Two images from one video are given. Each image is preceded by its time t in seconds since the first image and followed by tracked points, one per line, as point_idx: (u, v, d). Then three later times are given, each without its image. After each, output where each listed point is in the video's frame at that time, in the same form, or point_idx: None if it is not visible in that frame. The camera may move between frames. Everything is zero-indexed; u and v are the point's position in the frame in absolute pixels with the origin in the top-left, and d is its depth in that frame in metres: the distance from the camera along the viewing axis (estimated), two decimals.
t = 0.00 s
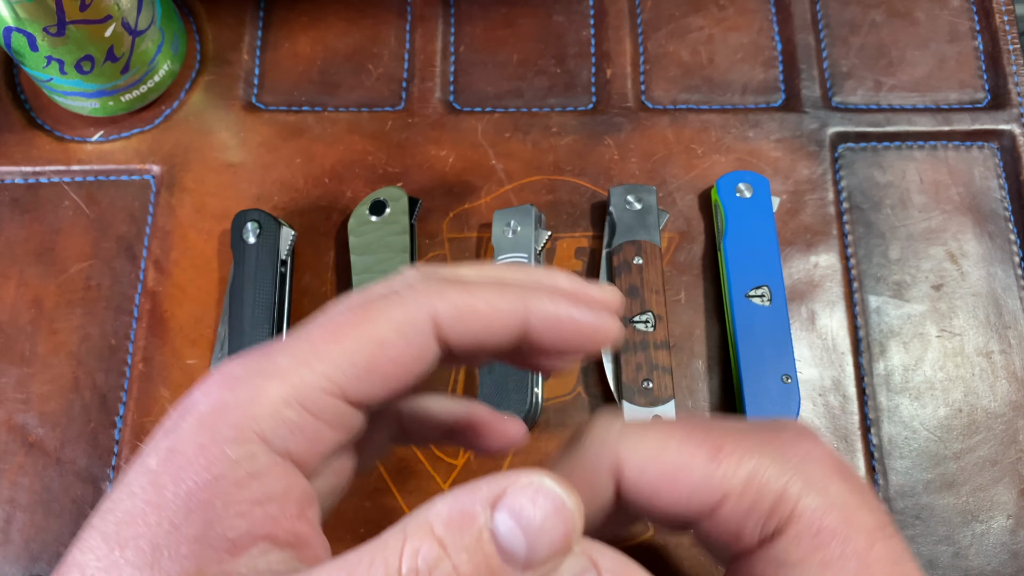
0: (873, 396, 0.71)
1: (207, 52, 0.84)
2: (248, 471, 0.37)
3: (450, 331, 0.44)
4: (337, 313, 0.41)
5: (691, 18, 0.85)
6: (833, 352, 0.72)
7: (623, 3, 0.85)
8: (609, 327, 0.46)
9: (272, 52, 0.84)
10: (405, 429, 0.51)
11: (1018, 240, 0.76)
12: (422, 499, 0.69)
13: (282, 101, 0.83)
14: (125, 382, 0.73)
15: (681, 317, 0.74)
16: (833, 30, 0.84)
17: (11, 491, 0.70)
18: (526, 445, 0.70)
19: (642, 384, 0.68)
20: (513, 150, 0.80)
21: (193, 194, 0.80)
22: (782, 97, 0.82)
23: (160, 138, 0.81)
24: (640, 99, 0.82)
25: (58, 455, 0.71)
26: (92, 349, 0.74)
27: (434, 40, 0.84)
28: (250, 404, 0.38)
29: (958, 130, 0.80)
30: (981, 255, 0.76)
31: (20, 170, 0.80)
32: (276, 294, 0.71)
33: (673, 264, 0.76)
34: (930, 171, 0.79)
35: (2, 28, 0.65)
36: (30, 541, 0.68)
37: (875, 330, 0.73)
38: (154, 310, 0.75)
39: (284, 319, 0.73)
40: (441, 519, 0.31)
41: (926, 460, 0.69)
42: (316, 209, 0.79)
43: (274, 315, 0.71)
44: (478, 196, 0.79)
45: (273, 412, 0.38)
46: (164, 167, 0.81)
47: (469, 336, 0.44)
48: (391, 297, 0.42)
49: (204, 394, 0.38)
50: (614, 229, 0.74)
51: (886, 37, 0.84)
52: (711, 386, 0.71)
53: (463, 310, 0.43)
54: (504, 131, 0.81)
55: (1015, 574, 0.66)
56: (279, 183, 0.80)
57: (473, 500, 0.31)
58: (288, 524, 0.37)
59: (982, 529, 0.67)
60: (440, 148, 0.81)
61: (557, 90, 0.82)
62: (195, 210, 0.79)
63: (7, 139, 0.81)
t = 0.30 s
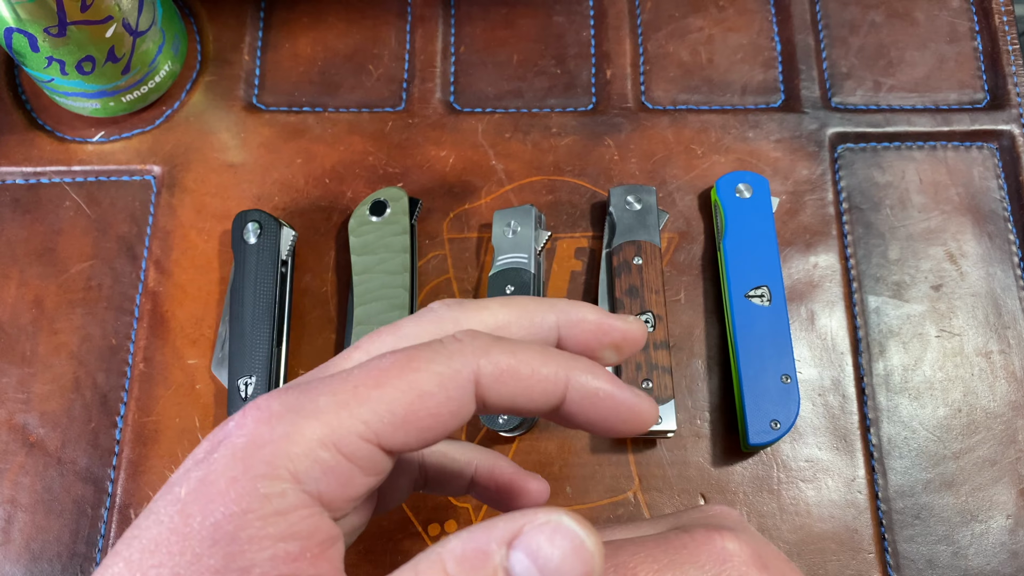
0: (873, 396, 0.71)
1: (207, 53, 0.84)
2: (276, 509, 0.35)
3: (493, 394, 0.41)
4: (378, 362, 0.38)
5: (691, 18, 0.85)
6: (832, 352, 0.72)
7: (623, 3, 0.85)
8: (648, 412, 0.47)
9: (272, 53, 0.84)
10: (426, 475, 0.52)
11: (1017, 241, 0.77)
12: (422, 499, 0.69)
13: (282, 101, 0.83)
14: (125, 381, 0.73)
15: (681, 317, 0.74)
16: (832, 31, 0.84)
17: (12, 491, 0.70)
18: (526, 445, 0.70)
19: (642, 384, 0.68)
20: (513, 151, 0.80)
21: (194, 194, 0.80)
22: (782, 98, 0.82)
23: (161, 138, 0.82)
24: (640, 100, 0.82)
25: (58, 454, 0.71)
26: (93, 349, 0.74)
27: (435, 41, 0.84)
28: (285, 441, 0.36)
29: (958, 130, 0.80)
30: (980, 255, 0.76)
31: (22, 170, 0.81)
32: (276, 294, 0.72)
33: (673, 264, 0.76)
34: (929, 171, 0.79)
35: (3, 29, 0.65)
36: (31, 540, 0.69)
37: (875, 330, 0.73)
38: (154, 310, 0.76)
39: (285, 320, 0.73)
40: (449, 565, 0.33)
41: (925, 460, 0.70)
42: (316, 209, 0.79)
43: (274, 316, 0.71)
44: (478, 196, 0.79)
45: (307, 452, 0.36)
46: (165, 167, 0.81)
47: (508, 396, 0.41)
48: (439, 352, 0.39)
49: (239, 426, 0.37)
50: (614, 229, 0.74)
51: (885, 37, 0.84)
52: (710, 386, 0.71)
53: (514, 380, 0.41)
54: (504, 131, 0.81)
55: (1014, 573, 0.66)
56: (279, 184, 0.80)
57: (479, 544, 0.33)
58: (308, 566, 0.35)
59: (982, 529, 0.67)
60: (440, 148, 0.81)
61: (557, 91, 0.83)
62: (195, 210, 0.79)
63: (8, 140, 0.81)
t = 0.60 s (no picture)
0: (873, 395, 0.71)
1: (207, 53, 0.84)
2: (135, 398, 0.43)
3: (473, 375, 0.56)
4: (185, 279, 0.53)
5: (691, 18, 0.85)
6: (832, 352, 0.73)
7: (623, 3, 0.85)
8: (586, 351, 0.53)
9: (272, 53, 0.84)
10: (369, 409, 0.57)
11: (1016, 241, 0.77)
12: (422, 499, 0.69)
13: (283, 101, 0.83)
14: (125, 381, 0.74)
15: (681, 317, 0.74)
16: (832, 31, 0.84)
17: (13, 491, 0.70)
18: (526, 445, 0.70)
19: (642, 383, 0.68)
20: (513, 151, 0.80)
21: (194, 194, 0.80)
22: (781, 97, 0.82)
23: (161, 138, 0.82)
24: (640, 100, 0.82)
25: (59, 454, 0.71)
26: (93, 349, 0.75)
27: (435, 41, 0.84)
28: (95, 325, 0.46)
29: (957, 130, 0.80)
30: (980, 255, 0.76)
31: (22, 170, 0.81)
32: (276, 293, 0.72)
33: (672, 264, 0.76)
34: (929, 171, 0.79)
35: (4, 29, 0.65)
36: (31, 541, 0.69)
37: (875, 330, 0.73)
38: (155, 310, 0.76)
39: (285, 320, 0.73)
40: (259, 378, 0.39)
41: (925, 459, 0.70)
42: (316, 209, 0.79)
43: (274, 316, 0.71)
44: (478, 196, 0.79)
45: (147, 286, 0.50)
46: (165, 167, 0.81)
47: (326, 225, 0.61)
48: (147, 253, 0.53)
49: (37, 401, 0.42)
50: (614, 229, 0.74)
51: (885, 37, 0.84)
52: (710, 386, 0.71)
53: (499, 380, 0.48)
54: (504, 131, 0.81)
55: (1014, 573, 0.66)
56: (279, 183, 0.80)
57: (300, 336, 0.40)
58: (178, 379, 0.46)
59: (982, 529, 0.68)
60: (440, 148, 0.81)
61: (557, 91, 0.83)
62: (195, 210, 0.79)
63: (8, 140, 0.81)
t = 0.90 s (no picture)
0: (872, 395, 0.71)
1: (207, 53, 0.84)
2: None
3: None
4: None
5: (691, 18, 0.85)
6: (832, 352, 0.73)
7: (623, 3, 0.85)
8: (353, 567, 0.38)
9: (272, 53, 0.84)
10: None
11: (1016, 241, 0.77)
12: (421, 498, 0.69)
13: (283, 101, 0.83)
14: (125, 381, 0.74)
15: (681, 318, 0.74)
16: (832, 30, 0.84)
17: (13, 491, 0.70)
18: (526, 444, 0.70)
19: (641, 383, 0.68)
20: (513, 150, 0.81)
21: (194, 194, 0.80)
22: (781, 97, 0.82)
23: (161, 138, 0.82)
24: (639, 100, 0.82)
25: (59, 454, 0.71)
26: (93, 349, 0.75)
27: (435, 41, 0.85)
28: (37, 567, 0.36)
29: (957, 130, 0.80)
30: (980, 255, 0.76)
31: (22, 170, 0.81)
32: (276, 294, 0.72)
33: (672, 264, 0.76)
34: (928, 171, 0.79)
35: (3, 29, 0.65)
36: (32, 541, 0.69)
37: (875, 330, 0.73)
38: (155, 310, 0.76)
39: (285, 321, 0.73)
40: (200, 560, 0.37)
41: (924, 459, 0.70)
42: (316, 209, 0.79)
43: (274, 316, 0.71)
44: (478, 196, 0.79)
45: None
46: (165, 167, 0.81)
47: None
48: None
49: None
50: (613, 229, 0.74)
51: (885, 37, 0.84)
52: (710, 386, 0.71)
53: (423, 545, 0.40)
54: (504, 131, 0.81)
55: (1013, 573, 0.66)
56: (279, 183, 0.80)
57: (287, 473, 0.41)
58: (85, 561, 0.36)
59: (981, 528, 0.68)
60: (440, 148, 0.81)
61: (557, 91, 0.83)
62: (195, 210, 0.79)
63: (8, 140, 0.82)
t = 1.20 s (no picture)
0: (872, 395, 0.72)
1: (208, 53, 0.84)
2: None
3: None
4: None
5: (691, 18, 0.85)
6: (831, 352, 0.73)
7: (623, 4, 0.85)
8: None
9: (273, 53, 0.85)
10: None
11: (1016, 241, 0.77)
12: (422, 498, 0.69)
13: (283, 101, 0.83)
14: (125, 381, 0.74)
15: (681, 318, 0.74)
16: (831, 31, 0.84)
17: (14, 490, 0.71)
18: (525, 444, 0.70)
19: (641, 383, 0.68)
20: (513, 150, 0.81)
21: (194, 194, 0.80)
22: (781, 98, 0.82)
23: (161, 138, 0.82)
24: (639, 100, 0.82)
25: (59, 454, 0.72)
26: (93, 348, 0.75)
27: (435, 41, 0.85)
28: None
29: (956, 130, 0.81)
30: (979, 255, 0.76)
31: (22, 170, 0.81)
32: (276, 293, 0.72)
33: (672, 264, 0.76)
34: (928, 171, 0.79)
35: (4, 29, 0.65)
36: (32, 540, 0.69)
37: (875, 330, 0.74)
38: (155, 310, 0.76)
39: (285, 321, 0.73)
40: None
41: (924, 459, 0.70)
42: (316, 209, 0.79)
43: (274, 315, 0.71)
44: (478, 196, 0.79)
45: None
46: (165, 167, 0.81)
47: None
48: None
49: None
50: (613, 229, 0.74)
51: (884, 38, 0.84)
52: (710, 386, 0.72)
53: None
54: (504, 131, 0.81)
55: (1012, 572, 0.66)
56: (279, 184, 0.80)
57: None
58: None
59: (980, 528, 0.68)
60: (440, 149, 0.81)
61: (558, 91, 0.83)
62: (195, 211, 0.80)
63: (9, 140, 0.82)
